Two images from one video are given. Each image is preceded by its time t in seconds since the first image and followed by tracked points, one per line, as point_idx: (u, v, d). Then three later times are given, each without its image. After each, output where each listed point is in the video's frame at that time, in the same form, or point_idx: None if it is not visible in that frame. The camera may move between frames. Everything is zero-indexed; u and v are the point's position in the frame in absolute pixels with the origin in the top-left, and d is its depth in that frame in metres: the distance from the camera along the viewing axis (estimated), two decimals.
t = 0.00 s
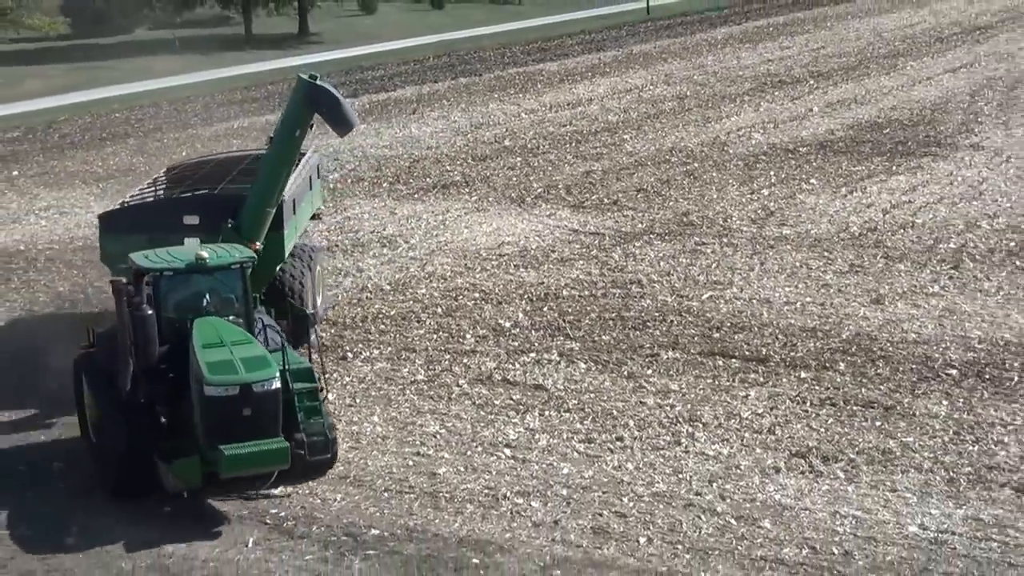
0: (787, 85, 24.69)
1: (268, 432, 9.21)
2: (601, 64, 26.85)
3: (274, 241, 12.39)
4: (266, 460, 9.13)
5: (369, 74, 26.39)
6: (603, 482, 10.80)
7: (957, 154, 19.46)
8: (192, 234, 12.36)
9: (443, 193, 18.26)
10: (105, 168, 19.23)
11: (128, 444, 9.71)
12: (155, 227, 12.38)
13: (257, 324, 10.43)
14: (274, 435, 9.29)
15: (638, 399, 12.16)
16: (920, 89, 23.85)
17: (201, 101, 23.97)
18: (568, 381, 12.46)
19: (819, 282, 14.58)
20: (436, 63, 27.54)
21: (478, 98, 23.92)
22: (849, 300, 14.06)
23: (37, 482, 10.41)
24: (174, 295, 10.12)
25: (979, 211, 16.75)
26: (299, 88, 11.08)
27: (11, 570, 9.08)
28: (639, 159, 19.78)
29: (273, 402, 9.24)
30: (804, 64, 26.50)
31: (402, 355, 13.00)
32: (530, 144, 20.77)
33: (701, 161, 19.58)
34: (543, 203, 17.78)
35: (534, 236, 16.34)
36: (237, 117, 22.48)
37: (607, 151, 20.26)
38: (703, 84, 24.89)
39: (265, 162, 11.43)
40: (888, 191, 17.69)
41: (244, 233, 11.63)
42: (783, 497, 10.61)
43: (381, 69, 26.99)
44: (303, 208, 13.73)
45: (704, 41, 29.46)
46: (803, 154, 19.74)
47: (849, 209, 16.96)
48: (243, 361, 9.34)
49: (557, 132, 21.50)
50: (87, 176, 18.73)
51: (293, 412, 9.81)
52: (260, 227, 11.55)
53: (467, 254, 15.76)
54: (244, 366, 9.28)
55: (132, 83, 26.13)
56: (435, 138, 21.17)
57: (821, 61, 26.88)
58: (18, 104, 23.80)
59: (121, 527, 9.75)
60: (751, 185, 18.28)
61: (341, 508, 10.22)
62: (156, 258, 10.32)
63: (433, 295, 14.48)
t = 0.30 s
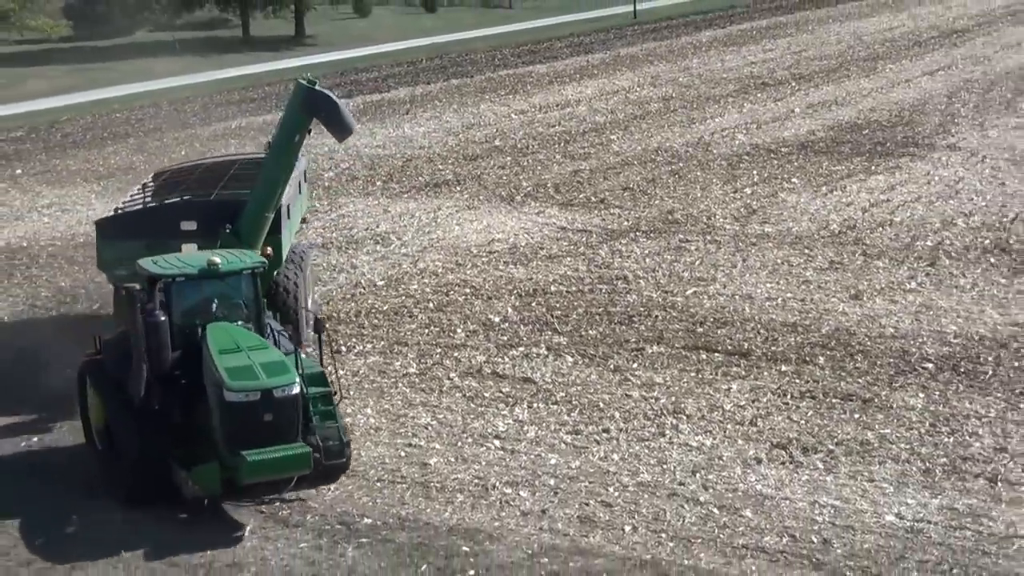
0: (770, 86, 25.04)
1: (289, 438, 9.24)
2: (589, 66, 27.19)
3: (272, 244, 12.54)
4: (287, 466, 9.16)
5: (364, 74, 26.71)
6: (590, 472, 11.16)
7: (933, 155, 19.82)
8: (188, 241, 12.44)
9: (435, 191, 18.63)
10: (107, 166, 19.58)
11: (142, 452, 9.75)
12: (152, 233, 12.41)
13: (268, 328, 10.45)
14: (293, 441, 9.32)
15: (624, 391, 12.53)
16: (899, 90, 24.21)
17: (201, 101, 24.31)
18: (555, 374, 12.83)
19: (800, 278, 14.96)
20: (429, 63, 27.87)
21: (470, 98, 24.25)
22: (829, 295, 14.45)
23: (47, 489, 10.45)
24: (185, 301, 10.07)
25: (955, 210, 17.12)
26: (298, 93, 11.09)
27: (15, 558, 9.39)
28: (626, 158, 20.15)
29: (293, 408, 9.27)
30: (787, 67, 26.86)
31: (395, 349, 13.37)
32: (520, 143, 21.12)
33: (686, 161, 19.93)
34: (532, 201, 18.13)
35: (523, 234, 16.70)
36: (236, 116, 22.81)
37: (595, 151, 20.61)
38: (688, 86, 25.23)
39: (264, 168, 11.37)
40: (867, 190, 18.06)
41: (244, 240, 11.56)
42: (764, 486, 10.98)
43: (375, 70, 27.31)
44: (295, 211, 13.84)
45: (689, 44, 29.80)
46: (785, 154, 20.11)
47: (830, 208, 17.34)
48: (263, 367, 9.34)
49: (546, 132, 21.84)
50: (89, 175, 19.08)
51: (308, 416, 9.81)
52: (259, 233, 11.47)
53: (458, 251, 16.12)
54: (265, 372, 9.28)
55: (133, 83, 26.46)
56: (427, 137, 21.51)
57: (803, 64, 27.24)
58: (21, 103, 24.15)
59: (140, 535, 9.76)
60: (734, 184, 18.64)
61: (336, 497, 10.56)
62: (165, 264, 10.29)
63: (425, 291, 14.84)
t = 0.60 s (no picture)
0: (751, 89, 25.55)
1: (313, 443, 9.08)
2: (576, 69, 27.68)
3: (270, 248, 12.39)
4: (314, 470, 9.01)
5: (358, 77, 27.13)
6: (576, 461, 11.53)
7: (908, 155, 20.30)
8: (188, 244, 11.85)
9: (427, 190, 19.07)
10: (109, 165, 19.97)
11: (159, 454, 9.52)
12: (150, 237, 11.84)
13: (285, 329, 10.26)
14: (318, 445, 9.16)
15: (609, 383, 12.98)
16: (876, 93, 24.72)
17: (200, 102, 24.68)
18: (544, 366, 13.27)
19: (779, 274, 15.44)
20: (421, 67, 28.31)
21: (461, 100, 24.68)
22: (807, 291, 14.93)
23: (62, 489, 10.32)
24: (202, 305, 9.81)
25: (929, 208, 17.60)
26: (297, 95, 11.08)
27: (20, 542, 9.47)
28: (611, 158, 20.62)
29: (319, 413, 9.08)
30: (768, 70, 27.39)
31: (389, 342, 13.79)
32: (509, 144, 21.58)
33: (669, 161, 20.39)
34: (521, 200, 18.57)
35: (512, 231, 17.14)
36: (235, 117, 23.22)
37: (581, 151, 21.07)
38: (672, 89, 25.72)
39: (265, 170, 11.27)
40: (844, 189, 18.54)
41: (244, 243, 11.35)
42: (744, 475, 11.36)
43: (369, 73, 27.75)
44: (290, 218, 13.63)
45: (672, 48, 30.32)
46: (765, 154, 20.58)
47: (808, 206, 17.83)
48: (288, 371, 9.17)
49: (534, 133, 22.30)
50: (92, 173, 19.50)
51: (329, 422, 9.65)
52: (258, 238, 11.30)
53: (449, 248, 16.55)
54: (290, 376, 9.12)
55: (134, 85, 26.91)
56: (420, 138, 21.94)
57: (783, 67, 27.76)
58: (26, 104, 24.54)
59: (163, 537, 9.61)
60: (715, 184, 19.12)
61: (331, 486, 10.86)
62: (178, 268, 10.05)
63: (418, 286, 15.27)
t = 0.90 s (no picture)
0: (734, 89, 25.99)
1: (338, 445, 9.17)
2: (563, 70, 28.09)
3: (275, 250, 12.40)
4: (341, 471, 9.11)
5: (353, 77, 27.49)
6: (564, 450, 11.94)
7: (885, 154, 20.76)
8: (190, 248, 12.03)
9: (419, 187, 19.48)
10: (110, 163, 20.35)
11: (181, 459, 9.61)
12: (153, 241, 11.94)
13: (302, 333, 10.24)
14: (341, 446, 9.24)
15: (596, 374, 13.41)
16: (855, 93, 25.16)
17: (200, 102, 25.06)
18: (533, 358, 13.70)
19: (761, 269, 15.89)
20: (414, 68, 28.69)
21: (453, 100, 25.08)
22: (787, 285, 15.39)
23: (79, 494, 10.42)
24: (220, 307, 9.82)
25: (906, 205, 18.08)
26: (299, 100, 10.66)
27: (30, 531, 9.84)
28: (599, 156, 21.05)
29: (345, 414, 9.17)
30: (751, 71, 27.82)
31: (383, 334, 14.20)
32: (499, 142, 21.99)
33: (654, 159, 20.82)
34: (511, 196, 19.00)
35: (503, 227, 17.56)
36: (234, 117, 23.56)
37: (569, 149, 21.49)
38: (657, 89, 26.13)
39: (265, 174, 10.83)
40: (824, 186, 19.02)
41: (247, 247, 11.02)
42: (727, 463, 11.79)
43: (364, 73, 28.12)
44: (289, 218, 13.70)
45: (657, 50, 30.72)
46: (747, 153, 21.01)
47: (789, 203, 18.29)
48: (314, 374, 9.24)
49: (524, 131, 22.71)
50: (95, 170, 19.87)
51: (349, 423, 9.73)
52: (260, 244, 10.96)
53: (441, 243, 16.97)
54: (317, 378, 9.19)
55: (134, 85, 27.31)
56: (413, 136, 22.34)
57: (765, 68, 28.21)
58: (28, 104, 24.88)
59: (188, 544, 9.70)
60: (699, 181, 19.57)
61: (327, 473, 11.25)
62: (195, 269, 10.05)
63: (411, 280, 15.69)
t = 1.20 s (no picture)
0: (717, 90, 26.50)
1: (366, 447, 9.41)
2: (551, 72, 28.58)
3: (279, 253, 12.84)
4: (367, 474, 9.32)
5: (346, 79, 27.94)
6: (552, 438, 12.38)
7: (862, 153, 21.29)
8: (195, 250, 12.60)
9: (411, 185, 19.93)
10: (112, 161, 20.77)
11: (206, 462, 9.70)
12: (155, 242, 12.56)
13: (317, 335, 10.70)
14: (369, 449, 9.49)
15: (583, 365, 13.88)
16: (832, 94, 25.68)
17: (200, 103, 25.46)
18: (522, 350, 14.16)
19: (741, 264, 16.40)
20: (405, 69, 29.16)
21: (444, 100, 25.54)
22: (768, 280, 15.89)
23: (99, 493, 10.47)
24: (239, 310, 10.21)
25: (882, 202, 18.62)
26: (305, 104, 10.95)
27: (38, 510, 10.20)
28: (585, 155, 21.52)
29: (371, 418, 9.42)
30: (733, 73, 28.33)
31: (376, 327, 14.65)
32: (489, 141, 22.45)
33: (639, 158, 21.30)
34: (500, 194, 19.47)
35: (492, 224, 18.04)
36: (231, 117, 23.99)
37: (557, 149, 21.96)
38: (642, 90, 26.62)
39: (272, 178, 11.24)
40: (802, 184, 19.57)
41: (253, 249, 11.53)
42: (709, 451, 12.23)
43: (357, 75, 28.57)
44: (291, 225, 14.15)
45: (642, 52, 31.22)
46: (728, 152, 21.51)
47: (770, 200, 18.80)
48: (342, 378, 9.49)
49: (512, 131, 23.18)
50: (96, 169, 20.31)
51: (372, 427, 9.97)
52: (267, 246, 11.46)
53: (433, 239, 17.44)
54: (345, 382, 9.43)
55: (133, 86, 27.73)
56: (404, 136, 22.80)
57: (746, 69, 28.73)
58: (29, 105, 25.30)
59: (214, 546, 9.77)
60: (683, 179, 20.06)
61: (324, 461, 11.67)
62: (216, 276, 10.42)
63: (404, 275, 16.15)
